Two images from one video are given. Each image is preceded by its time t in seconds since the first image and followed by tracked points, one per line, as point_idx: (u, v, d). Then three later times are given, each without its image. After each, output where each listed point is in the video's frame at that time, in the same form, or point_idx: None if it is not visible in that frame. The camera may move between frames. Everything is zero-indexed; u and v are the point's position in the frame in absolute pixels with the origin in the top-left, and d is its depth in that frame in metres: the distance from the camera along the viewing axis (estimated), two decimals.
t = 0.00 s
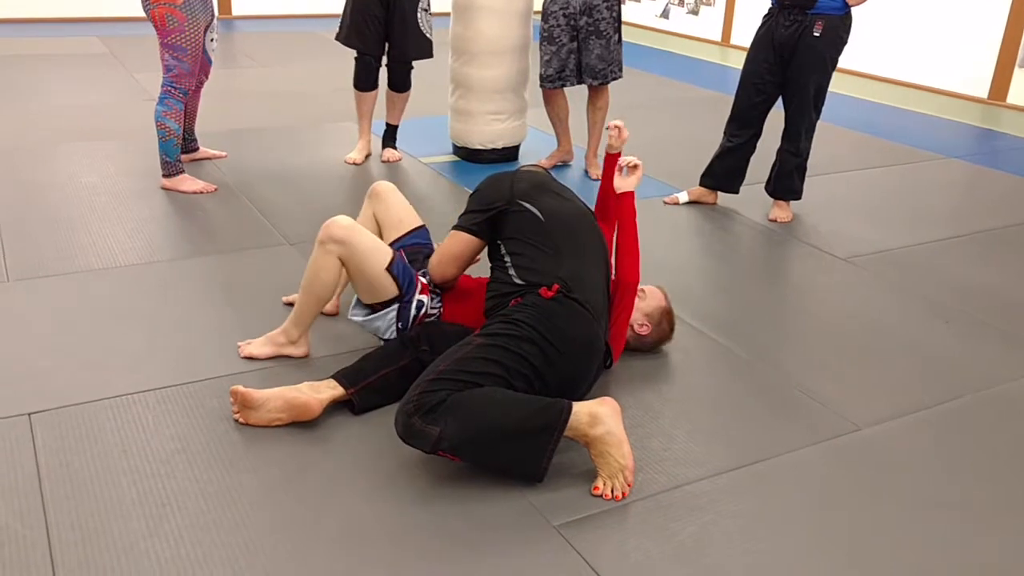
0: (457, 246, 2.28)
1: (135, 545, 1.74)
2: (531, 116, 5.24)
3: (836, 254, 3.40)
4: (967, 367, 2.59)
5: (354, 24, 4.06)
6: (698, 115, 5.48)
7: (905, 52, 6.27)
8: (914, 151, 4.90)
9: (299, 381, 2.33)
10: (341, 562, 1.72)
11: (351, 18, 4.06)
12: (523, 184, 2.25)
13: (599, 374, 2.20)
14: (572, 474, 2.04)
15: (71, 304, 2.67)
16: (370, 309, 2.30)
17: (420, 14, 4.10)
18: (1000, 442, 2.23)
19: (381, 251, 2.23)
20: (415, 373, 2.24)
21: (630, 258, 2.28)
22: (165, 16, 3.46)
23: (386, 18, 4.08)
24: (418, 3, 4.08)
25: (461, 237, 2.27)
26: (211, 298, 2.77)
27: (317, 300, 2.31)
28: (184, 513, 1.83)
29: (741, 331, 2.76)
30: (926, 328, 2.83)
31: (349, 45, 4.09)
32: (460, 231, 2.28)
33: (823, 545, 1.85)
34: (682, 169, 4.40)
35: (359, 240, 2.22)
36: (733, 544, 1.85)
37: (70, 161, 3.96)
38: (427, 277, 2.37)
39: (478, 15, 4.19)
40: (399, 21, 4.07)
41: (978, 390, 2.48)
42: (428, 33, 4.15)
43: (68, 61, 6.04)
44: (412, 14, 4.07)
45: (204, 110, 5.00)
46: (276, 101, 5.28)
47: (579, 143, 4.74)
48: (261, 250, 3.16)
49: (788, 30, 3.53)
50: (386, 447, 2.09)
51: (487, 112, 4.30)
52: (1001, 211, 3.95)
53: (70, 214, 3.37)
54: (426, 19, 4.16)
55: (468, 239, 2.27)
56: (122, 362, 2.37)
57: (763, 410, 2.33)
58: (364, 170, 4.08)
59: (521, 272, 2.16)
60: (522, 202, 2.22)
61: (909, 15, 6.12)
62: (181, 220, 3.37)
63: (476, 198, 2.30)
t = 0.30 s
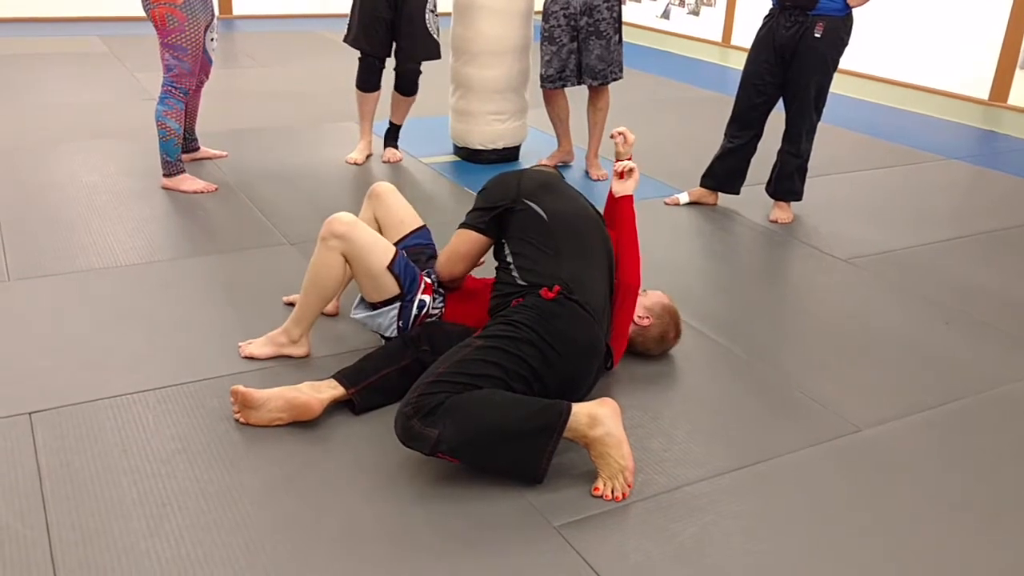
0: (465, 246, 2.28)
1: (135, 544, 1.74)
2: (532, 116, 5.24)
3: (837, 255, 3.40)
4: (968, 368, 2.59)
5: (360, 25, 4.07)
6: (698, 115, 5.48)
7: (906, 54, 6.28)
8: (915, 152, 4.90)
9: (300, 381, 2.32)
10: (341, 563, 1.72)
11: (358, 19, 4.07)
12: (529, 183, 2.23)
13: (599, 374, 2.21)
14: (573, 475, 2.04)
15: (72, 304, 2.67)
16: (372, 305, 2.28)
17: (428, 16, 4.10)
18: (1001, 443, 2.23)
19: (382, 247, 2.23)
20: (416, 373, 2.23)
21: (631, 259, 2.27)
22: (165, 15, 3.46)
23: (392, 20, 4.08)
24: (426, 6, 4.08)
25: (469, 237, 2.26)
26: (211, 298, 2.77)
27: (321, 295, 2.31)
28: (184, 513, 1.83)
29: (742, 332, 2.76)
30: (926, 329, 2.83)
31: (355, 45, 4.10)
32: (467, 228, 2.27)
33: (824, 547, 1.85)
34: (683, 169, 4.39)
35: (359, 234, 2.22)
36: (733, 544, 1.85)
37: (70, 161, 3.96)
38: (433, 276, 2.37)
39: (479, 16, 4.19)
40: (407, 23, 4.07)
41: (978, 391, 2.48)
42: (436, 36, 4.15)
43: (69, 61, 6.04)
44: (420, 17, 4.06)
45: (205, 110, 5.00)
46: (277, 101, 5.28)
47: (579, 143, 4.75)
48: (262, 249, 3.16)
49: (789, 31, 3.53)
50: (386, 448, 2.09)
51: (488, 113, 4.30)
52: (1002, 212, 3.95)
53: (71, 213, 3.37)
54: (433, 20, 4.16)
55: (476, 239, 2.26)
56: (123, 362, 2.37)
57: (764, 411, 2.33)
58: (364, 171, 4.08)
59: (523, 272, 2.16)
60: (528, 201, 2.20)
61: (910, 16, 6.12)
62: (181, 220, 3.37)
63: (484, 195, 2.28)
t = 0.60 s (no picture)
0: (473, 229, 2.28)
1: (138, 544, 1.74)
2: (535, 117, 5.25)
3: (840, 257, 3.40)
4: (971, 370, 2.59)
5: (365, 26, 4.07)
6: (702, 116, 5.48)
7: (910, 55, 6.27)
8: (918, 153, 4.90)
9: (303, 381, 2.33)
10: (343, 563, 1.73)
11: (363, 18, 4.07)
12: (546, 177, 2.22)
13: (602, 376, 2.21)
14: (575, 476, 2.04)
15: (75, 304, 2.68)
16: (376, 307, 2.29)
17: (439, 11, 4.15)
18: (1004, 446, 2.23)
19: (387, 249, 2.23)
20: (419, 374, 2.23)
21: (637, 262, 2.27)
22: (169, 15, 3.46)
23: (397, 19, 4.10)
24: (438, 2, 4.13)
25: (479, 222, 2.27)
26: (215, 298, 2.77)
27: (326, 297, 2.32)
28: (187, 513, 1.83)
29: (745, 333, 2.76)
30: (930, 331, 2.83)
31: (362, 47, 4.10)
32: (478, 212, 2.27)
33: (826, 549, 1.85)
34: (686, 170, 4.39)
35: (364, 236, 2.22)
36: (736, 546, 1.85)
37: (74, 160, 3.97)
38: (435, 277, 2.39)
39: (483, 16, 4.19)
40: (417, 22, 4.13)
41: (981, 393, 2.47)
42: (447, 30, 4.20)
43: (73, 60, 6.05)
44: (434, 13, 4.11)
45: (208, 110, 5.01)
46: (280, 101, 5.29)
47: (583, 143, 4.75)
48: (265, 249, 3.16)
49: (793, 32, 3.53)
50: (388, 448, 2.09)
51: (492, 113, 4.30)
52: (1005, 214, 3.94)
53: (74, 213, 3.37)
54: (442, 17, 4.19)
55: (486, 226, 2.26)
56: (126, 361, 2.37)
57: (766, 412, 2.33)
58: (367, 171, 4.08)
59: (530, 271, 2.16)
60: (542, 197, 2.20)
61: (913, 17, 6.12)
62: (184, 219, 3.37)
63: (498, 183, 2.27)
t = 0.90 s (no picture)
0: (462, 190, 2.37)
1: (136, 544, 1.74)
2: (534, 117, 5.25)
3: (839, 257, 3.40)
4: (970, 370, 2.59)
5: (363, 27, 4.06)
6: (701, 116, 5.48)
7: (910, 55, 6.27)
8: (918, 153, 4.89)
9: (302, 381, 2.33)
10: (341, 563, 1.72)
11: (361, 18, 4.06)
12: (553, 176, 2.25)
13: (603, 378, 2.20)
14: (574, 476, 2.04)
15: (73, 304, 2.67)
16: (374, 307, 2.28)
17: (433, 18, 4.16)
18: (1003, 446, 2.23)
19: (385, 249, 2.24)
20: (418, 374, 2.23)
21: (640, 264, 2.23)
22: (166, 16, 3.46)
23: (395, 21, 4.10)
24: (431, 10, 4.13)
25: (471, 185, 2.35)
26: (214, 298, 2.77)
27: (324, 297, 2.31)
28: (185, 513, 1.83)
29: (744, 333, 2.76)
30: (929, 331, 2.82)
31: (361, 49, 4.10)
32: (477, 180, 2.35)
33: (824, 549, 1.85)
34: (685, 170, 4.39)
35: (363, 236, 2.22)
36: (735, 546, 1.85)
37: (73, 161, 3.97)
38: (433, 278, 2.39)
39: (481, 16, 4.19)
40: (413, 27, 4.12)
41: (980, 393, 2.47)
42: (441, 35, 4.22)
43: (72, 61, 6.05)
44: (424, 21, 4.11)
45: (207, 110, 5.01)
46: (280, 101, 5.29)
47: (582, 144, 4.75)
48: (264, 249, 3.16)
49: (792, 32, 3.53)
50: (387, 448, 2.09)
51: (491, 113, 4.30)
52: (1005, 214, 3.94)
53: (73, 213, 3.37)
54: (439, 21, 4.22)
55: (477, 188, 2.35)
56: (125, 361, 2.38)
57: (765, 412, 2.33)
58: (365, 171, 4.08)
59: (534, 270, 2.16)
60: (549, 195, 2.22)
61: (913, 16, 6.11)
62: (183, 219, 3.37)
63: (507, 181, 2.29)
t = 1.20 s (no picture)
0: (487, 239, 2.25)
1: (131, 545, 1.74)
2: (530, 117, 5.25)
3: (835, 255, 3.40)
4: (965, 368, 2.60)
5: (357, 27, 4.06)
6: (698, 115, 5.48)
7: (905, 54, 6.27)
8: (914, 151, 4.90)
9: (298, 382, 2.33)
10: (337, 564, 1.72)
11: (355, 17, 4.07)
12: (548, 177, 2.22)
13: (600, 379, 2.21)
14: (569, 475, 2.04)
15: (69, 305, 2.67)
16: (370, 308, 2.28)
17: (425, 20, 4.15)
18: (999, 443, 2.23)
19: (381, 250, 2.23)
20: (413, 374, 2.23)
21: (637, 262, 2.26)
22: (159, 16, 3.45)
23: (388, 23, 4.11)
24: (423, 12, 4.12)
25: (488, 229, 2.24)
26: (209, 299, 2.77)
27: (320, 299, 2.31)
28: (181, 513, 1.83)
29: (740, 331, 2.76)
30: (924, 329, 2.83)
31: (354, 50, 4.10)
32: (485, 220, 2.24)
33: (820, 547, 1.85)
34: (681, 170, 4.39)
35: (358, 238, 2.22)
36: (731, 544, 1.85)
37: (69, 162, 3.97)
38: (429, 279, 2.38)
39: (477, 16, 4.19)
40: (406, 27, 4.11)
41: (976, 391, 2.47)
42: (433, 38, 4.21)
43: (68, 62, 6.04)
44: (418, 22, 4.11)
45: (202, 111, 5.00)
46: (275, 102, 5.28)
47: (578, 143, 4.75)
48: (260, 250, 3.16)
49: (789, 30, 3.53)
50: (383, 448, 2.09)
51: (487, 113, 4.30)
52: (1000, 212, 3.94)
53: (69, 214, 3.37)
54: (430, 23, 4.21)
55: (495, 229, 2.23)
56: (121, 362, 2.37)
57: (761, 410, 2.33)
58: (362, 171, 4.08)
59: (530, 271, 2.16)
60: (544, 197, 2.20)
61: (908, 15, 6.12)
62: (179, 220, 3.37)
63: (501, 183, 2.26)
